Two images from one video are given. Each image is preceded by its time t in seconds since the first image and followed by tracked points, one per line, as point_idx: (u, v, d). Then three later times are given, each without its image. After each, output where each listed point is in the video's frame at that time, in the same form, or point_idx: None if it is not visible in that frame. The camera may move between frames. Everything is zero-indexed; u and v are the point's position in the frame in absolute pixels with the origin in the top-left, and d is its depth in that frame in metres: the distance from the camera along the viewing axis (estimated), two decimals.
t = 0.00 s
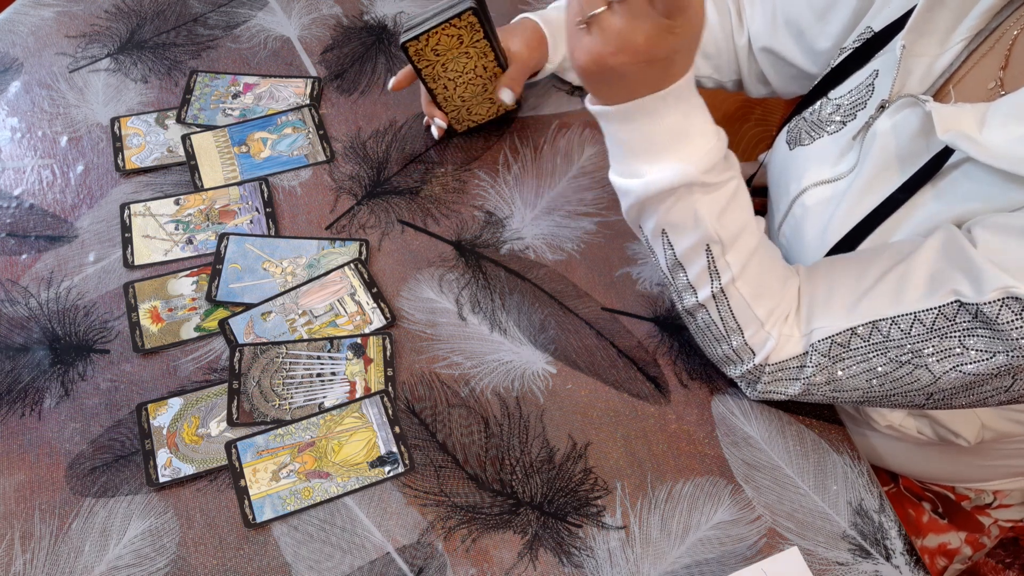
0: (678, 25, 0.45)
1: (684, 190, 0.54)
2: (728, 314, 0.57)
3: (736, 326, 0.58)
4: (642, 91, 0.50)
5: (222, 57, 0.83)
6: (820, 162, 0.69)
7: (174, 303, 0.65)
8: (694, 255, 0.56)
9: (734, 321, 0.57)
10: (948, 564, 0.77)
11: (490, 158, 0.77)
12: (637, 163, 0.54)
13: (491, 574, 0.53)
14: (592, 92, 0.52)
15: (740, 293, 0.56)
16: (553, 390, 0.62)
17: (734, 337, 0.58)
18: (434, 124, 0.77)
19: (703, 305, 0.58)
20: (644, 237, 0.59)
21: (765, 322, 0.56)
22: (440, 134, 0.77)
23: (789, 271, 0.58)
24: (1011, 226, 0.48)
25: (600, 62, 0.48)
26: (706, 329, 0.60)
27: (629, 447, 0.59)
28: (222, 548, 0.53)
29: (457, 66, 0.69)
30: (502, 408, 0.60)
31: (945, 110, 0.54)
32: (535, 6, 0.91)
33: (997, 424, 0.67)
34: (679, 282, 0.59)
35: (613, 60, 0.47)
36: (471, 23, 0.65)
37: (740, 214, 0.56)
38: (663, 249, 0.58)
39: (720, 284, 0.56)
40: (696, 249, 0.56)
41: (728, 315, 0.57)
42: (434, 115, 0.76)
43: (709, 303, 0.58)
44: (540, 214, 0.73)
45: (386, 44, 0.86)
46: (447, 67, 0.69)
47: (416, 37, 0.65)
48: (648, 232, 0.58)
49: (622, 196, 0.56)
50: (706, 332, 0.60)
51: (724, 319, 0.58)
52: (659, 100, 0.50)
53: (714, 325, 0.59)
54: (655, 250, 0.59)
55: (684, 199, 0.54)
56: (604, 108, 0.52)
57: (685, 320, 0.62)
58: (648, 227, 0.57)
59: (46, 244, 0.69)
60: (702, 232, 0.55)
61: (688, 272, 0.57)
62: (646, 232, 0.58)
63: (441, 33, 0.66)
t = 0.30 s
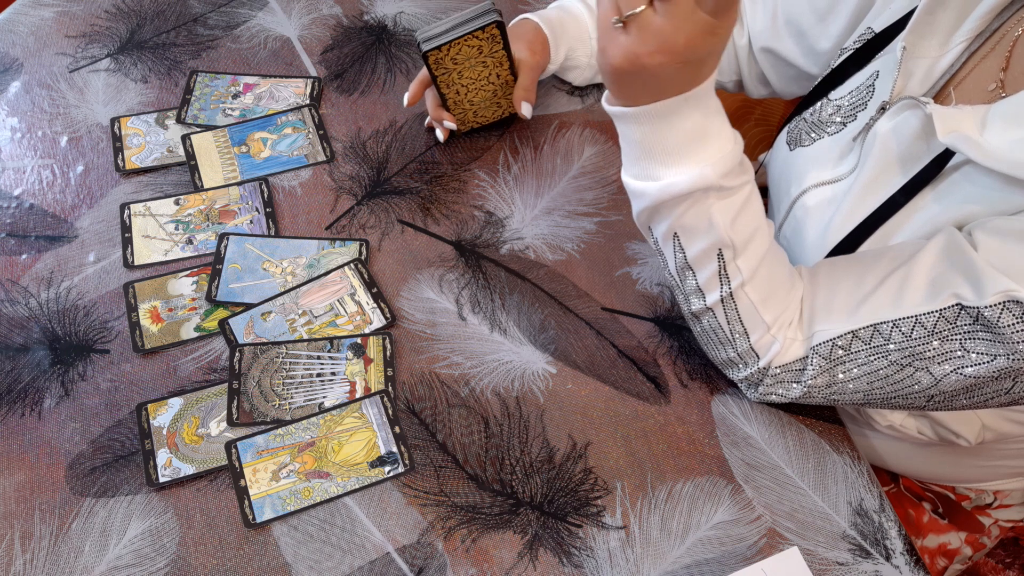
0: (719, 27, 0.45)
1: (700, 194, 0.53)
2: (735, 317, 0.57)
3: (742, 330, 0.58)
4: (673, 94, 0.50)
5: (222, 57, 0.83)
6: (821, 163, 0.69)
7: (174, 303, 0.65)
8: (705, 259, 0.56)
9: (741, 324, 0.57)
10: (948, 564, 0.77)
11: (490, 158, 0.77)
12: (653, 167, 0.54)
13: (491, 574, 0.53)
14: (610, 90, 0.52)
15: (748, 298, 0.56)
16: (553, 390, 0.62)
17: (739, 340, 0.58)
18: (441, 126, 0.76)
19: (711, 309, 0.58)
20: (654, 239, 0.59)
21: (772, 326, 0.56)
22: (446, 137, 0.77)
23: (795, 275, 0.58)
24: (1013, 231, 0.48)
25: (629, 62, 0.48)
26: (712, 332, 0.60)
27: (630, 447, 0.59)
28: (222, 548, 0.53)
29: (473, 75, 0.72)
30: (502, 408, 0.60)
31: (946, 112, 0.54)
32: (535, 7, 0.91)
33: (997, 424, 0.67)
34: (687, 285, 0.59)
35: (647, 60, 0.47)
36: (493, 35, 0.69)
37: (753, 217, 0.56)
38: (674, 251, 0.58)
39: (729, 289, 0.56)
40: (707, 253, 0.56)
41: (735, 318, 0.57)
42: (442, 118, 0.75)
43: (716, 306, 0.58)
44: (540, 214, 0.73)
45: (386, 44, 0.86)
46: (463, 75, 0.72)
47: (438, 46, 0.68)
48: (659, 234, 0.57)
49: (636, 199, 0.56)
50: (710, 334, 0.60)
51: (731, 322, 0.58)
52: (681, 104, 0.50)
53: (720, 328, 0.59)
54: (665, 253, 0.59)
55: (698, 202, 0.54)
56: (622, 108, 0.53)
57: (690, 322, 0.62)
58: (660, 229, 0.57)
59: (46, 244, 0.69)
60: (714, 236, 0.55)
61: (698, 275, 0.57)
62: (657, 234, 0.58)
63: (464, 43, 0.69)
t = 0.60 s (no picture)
0: (705, 28, 0.46)
1: (698, 195, 0.53)
2: (735, 317, 0.57)
3: (742, 330, 0.57)
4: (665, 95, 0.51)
5: (222, 57, 0.83)
6: (821, 163, 0.69)
7: (174, 303, 0.65)
8: (703, 260, 0.56)
9: (741, 325, 0.57)
10: (948, 564, 0.77)
11: (490, 158, 0.77)
12: (649, 169, 0.54)
13: (491, 574, 0.53)
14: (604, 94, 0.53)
15: (747, 298, 0.56)
16: (553, 390, 0.62)
17: (739, 340, 0.58)
18: (442, 128, 0.76)
19: (710, 310, 0.58)
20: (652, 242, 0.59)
21: (771, 326, 0.56)
22: (446, 138, 0.77)
23: (794, 274, 0.58)
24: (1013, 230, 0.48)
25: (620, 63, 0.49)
26: (711, 333, 0.60)
27: (629, 447, 0.59)
28: (222, 548, 0.53)
29: (473, 75, 0.72)
30: (502, 408, 0.60)
31: (947, 111, 0.53)
32: (535, 6, 0.91)
33: (997, 424, 0.67)
34: (686, 286, 0.59)
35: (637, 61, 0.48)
36: (495, 37, 0.70)
37: (751, 218, 0.56)
38: (672, 253, 0.58)
39: (728, 290, 0.56)
40: (706, 254, 0.56)
41: (735, 319, 0.57)
42: (442, 119, 0.75)
43: (717, 307, 0.58)
44: (540, 214, 0.73)
45: (386, 44, 0.86)
46: (465, 77, 0.72)
47: (439, 49, 0.68)
48: (657, 236, 0.57)
49: (633, 202, 0.56)
50: (711, 335, 0.60)
51: (730, 323, 0.58)
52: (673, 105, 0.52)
53: (720, 329, 0.59)
54: (663, 254, 0.59)
55: (696, 204, 0.54)
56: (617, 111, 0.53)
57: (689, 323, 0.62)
58: (658, 232, 0.57)
59: (46, 244, 0.69)
60: (713, 237, 0.55)
61: (696, 276, 0.57)
62: (655, 236, 0.58)
63: (465, 46, 0.69)
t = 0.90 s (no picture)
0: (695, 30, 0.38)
1: (689, 196, 0.47)
2: (732, 317, 0.56)
3: (739, 330, 0.56)
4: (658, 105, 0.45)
5: (222, 57, 0.83)
6: (822, 163, 0.69)
7: (174, 303, 0.65)
8: (698, 260, 0.52)
9: (738, 323, 0.56)
10: (948, 564, 0.77)
11: (490, 158, 0.77)
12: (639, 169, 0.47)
13: (491, 574, 0.53)
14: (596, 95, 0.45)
15: (743, 298, 0.54)
16: (553, 390, 0.62)
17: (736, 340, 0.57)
18: (442, 128, 0.77)
19: (706, 310, 0.56)
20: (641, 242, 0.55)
21: (768, 326, 0.56)
22: (446, 138, 0.77)
23: (792, 273, 0.57)
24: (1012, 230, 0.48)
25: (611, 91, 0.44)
26: (708, 332, 0.58)
27: (629, 447, 0.59)
28: (222, 548, 0.53)
29: (473, 78, 0.72)
30: (502, 408, 0.60)
31: (947, 111, 0.53)
32: (535, 6, 0.91)
33: (997, 424, 0.67)
34: (682, 287, 0.55)
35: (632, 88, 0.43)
36: (495, 40, 0.69)
37: (745, 219, 0.51)
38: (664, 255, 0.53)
39: (723, 290, 0.54)
40: (698, 255, 0.51)
41: (731, 318, 0.56)
42: (442, 119, 0.76)
43: (712, 307, 0.55)
44: (540, 214, 0.73)
45: (386, 44, 0.86)
46: (466, 78, 0.72)
47: (441, 51, 0.68)
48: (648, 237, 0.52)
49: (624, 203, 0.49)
50: (708, 334, 0.58)
51: (728, 322, 0.56)
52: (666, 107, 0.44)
53: (718, 329, 0.57)
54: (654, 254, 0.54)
55: (687, 206, 0.48)
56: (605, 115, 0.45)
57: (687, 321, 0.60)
58: (648, 234, 0.51)
59: (46, 244, 0.69)
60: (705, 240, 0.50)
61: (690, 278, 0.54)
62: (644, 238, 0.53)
63: (467, 48, 0.69)
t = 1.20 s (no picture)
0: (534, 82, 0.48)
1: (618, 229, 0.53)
2: (699, 324, 0.58)
3: (710, 334, 0.58)
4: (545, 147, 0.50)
5: (222, 58, 0.83)
6: (822, 163, 0.69)
7: (174, 303, 0.65)
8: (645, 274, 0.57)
9: (706, 329, 0.58)
10: (948, 564, 0.77)
11: (489, 158, 0.77)
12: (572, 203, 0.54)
13: (491, 574, 0.53)
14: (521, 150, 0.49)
15: (703, 305, 0.57)
16: (553, 390, 0.62)
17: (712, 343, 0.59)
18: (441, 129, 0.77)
19: (674, 317, 0.59)
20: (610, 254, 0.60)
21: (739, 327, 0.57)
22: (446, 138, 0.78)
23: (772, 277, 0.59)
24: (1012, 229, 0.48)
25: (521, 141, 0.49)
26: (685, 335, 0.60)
27: (629, 447, 0.59)
28: (222, 548, 0.53)
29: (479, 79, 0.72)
30: (502, 408, 0.60)
31: (946, 111, 0.53)
32: (535, 6, 0.91)
33: (997, 424, 0.67)
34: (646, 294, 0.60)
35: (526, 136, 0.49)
36: (495, 40, 0.69)
37: (685, 235, 0.56)
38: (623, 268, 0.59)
39: (680, 300, 0.57)
40: (646, 269, 0.57)
41: (700, 325, 0.58)
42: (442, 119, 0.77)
43: (676, 315, 0.59)
44: (540, 214, 0.73)
45: (386, 44, 0.86)
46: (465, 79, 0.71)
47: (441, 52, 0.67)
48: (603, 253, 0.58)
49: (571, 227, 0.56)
50: (684, 338, 0.61)
51: (697, 329, 0.59)
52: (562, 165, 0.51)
53: (689, 334, 0.59)
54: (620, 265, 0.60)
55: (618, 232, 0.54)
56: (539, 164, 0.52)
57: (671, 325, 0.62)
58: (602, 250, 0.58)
59: (46, 244, 0.69)
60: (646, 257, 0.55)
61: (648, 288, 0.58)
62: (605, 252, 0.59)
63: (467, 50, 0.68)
